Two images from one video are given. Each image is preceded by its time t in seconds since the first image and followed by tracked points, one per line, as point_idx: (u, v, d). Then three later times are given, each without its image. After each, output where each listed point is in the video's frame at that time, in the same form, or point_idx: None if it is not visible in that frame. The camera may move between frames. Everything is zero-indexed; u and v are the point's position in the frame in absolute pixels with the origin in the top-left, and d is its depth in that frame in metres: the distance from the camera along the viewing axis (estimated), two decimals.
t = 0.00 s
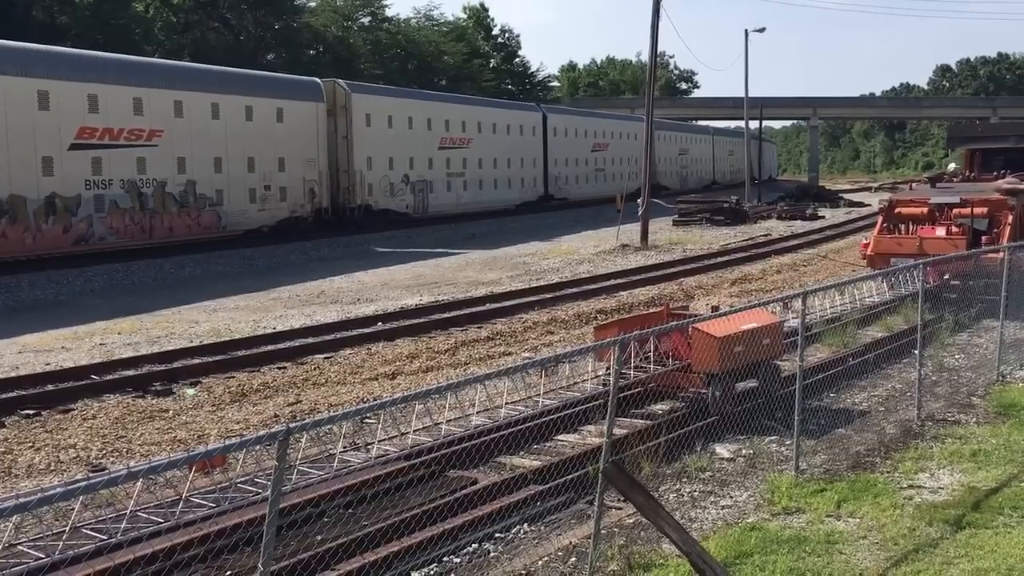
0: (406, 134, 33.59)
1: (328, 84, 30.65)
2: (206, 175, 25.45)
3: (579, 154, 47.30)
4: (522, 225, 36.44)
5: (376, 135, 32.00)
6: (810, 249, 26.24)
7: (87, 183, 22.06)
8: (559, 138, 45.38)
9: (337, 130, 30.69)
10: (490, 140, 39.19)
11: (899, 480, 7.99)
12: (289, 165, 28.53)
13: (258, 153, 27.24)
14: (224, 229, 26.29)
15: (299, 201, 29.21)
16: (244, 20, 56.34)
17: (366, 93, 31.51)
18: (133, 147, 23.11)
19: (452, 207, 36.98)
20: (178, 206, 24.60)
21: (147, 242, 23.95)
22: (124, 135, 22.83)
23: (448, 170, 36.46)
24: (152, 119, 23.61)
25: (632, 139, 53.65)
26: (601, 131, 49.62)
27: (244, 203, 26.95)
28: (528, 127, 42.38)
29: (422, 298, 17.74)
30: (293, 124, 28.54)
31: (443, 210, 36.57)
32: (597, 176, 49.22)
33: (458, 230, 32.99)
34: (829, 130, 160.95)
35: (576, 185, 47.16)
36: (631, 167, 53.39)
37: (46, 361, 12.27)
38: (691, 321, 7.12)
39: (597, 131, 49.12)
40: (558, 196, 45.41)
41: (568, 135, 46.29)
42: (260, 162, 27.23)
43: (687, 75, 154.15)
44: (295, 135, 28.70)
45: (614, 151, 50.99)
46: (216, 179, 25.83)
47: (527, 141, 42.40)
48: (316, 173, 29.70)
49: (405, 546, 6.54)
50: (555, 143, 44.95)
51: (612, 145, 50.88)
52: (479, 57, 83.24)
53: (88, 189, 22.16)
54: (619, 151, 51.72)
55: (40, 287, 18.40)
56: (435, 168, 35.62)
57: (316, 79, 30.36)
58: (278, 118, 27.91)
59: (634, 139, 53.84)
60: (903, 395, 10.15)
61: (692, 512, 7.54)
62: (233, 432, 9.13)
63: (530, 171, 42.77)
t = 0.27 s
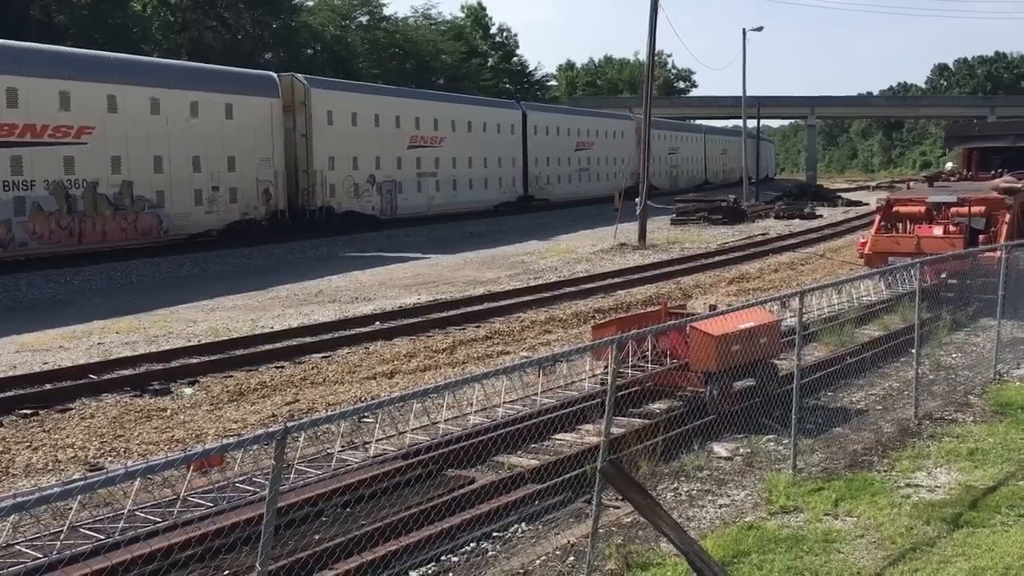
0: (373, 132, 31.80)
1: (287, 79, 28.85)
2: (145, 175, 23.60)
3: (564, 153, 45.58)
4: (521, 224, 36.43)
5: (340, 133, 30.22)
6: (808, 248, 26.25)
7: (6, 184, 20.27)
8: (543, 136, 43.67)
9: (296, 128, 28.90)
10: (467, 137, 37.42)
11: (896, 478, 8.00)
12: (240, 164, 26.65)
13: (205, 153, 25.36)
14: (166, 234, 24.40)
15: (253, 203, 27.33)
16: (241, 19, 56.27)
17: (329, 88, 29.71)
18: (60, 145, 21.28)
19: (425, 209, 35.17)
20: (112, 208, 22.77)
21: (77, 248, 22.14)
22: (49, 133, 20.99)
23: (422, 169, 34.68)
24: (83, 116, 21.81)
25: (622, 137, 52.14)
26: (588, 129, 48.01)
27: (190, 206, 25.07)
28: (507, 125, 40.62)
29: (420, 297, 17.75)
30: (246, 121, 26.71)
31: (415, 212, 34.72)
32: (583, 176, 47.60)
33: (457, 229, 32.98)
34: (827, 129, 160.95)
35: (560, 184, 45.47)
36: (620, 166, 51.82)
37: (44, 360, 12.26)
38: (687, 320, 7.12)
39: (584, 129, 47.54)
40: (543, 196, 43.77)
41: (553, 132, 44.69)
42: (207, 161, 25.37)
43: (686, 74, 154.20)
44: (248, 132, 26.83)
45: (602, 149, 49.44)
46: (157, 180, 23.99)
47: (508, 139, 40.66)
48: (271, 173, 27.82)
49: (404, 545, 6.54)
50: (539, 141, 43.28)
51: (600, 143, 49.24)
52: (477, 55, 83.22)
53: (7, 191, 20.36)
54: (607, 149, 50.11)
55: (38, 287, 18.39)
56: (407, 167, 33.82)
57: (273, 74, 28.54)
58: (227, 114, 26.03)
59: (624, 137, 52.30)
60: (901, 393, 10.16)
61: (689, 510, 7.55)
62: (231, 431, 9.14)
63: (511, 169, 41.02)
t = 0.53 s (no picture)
0: (337, 130, 29.99)
1: (242, 73, 27.12)
2: (76, 175, 21.80)
3: (547, 153, 43.93)
4: (520, 224, 36.45)
5: (300, 131, 28.44)
6: (807, 248, 26.27)
7: None
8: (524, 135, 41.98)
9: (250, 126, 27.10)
10: (440, 136, 35.67)
11: (895, 478, 8.00)
12: (185, 164, 24.84)
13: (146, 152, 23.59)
14: (100, 238, 22.63)
15: (199, 206, 25.50)
16: (240, 19, 56.19)
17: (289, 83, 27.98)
18: None
19: (393, 211, 33.36)
20: (37, 211, 20.97)
21: None
22: None
23: (390, 169, 32.90)
24: None
25: (611, 136, 50.60)
26: (573, 128, 46.38)
27: (127, 209, 23.24)
28: (485, 124, 38.88)
29: (418, 297, 17.76)
30: (193, 119, 24.93)
31: (383, 214, 32.88)
32: (566, 177, 45.96)
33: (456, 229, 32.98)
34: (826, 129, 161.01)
35: (541, 185, 43.78)
36: (607, 166, 50.23)
37: (43, 360, 12.25)
38: (686, 320, 7.11)
39: (568, 128, 45.89)
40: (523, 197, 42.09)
41: (537, 132, 43.10)
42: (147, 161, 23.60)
43: (685, 73, 154.19)
44: (195, 130, 25.03)
45: (588, 149, 47.88)
46: (89, 181, 22.15)
47: (485, 138, 38.93)
48: (220, 174, 25.99)
49: (402, 545, 6.54)
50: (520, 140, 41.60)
51: (585, 142, 47.64)
52: (476, 55, 83.22)
53: None
54: (592, 148, 48.50)
55: (37, 287, 18.38)
56: (374, 167, 32.04)
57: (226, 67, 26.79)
58: (171, 110, 24.22)
59: (611, 136, 50.75)
60: (899, 393, 10.16)
61: (688, 510, 7.56)
62: (230, 431, 9.14)
63: (488, 170, 39.27)
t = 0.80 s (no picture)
0: (297, 129, 28.43)
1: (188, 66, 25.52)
2: None
3: (528, 152, 42.45)
4: (520, 223, 36.44)
5: (254, 129, 26.88)
6: (807, 247, 26.28)
7: None
8: (502, 134, 40.51)
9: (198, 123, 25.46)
10: (410, 135, 34.13)
11: (894, 477, 8.01)
12: (124, 165, 23.17)
13: (78, 151, 21.87)
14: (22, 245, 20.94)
15: (138, 208, 23.72)
16: (240, 18, 56.17)
17: (241, 77, 26.43)
18: None
19: (359, 214, 31.78)
20: None
21: None
22: None
23: (355, 169, 31.35)
24: None
25: (596, 135, 49.15)
26: (555, 127, 44.90)
27: (57, 212, 21.59)
28: (459, 122, 37.31)
29: (418, 296, 17.77)
30: (133, 115, 23.21)
31: (348, 216, 31.21)
32: (547, 177, 44.45)
33: (455, 228, 32.96)
34: (825, 129, 160.71)
35: (521, 186, 42.30)
36: (592, 166, 48.77)
37: (42, 360, 12.25)
38: (686, 320, 7.10)
39: (551, 127, 44.43)
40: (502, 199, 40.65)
41: (516, 131, 41.63)
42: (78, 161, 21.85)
43: (684, 73, 154.26)
44: (134, 127, 23.29)
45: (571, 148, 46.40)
46: (10, 181, 20.43)
47: (460, 137, 37.41)
48: (164, 174, 24.31)
49: (401, 545, 6.54)
50: (497, 140, 40.12)
51: (568, 141, 46.17)
52: (476, 55, 83.22)
53: None
54: (577, 148, 47.03)
55: (36, 286, 18.37)
56: (337, 167, 30.45)
57: (172, 60, 25.12)
58: (108, 106, 22.49)
59: (597, 135, 49.29)
60: (899, 393, 10.15)
61: (687, 509, 7.56)
62: (230, 430, 9.13)
63: (462, 170, 37.72)
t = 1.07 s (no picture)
0: (251, 126, 26.65)
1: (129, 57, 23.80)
2: None
3: (508, 151, 40.76)
4: (519, 223, 36.42)
5: (202, 126, 25.10)
6: (807, 247, 26.27)
7: None
8: (480, 132, 38.84)
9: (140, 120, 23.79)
10: (380, 133, 32.36)
11: (894, 477, 8.01)
12: (52, 164, 21.48)
13: None
14: None
15: (69, 210, 21.97)
16: (239, 17, 56.16)
17: (188, 70, 24.66)
18: None
19: (323, 216, 29.96)
20: None
21: None
22: None
23: (319, 169, 29.55)
24: None
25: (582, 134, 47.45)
26: (537, 125, 43.12)
27: None
28: (434, 120, 35.50)
29: (418, 295, 17.77)
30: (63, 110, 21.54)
31: (310, 219, 29.42)
32: (529, 177, 42.73)
33: (454, 228, 32.94)
34: (824, 129, 160.79)
35: (501, 186, 40.56)
36: (578, 166, 47.06)
37: (41, 358, 12.24)
38: (686, 319, 7.11)
39: (533, 126, 42.71)
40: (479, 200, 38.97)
41: (496, 129, 39.90)
42: None
43: (684, 72, 154.25)
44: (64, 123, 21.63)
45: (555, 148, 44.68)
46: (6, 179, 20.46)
47: (434, 135, 35.62)
48: (98, 174, 22.54)
49: (401, 544, 6.54)
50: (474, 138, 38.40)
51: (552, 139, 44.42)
52: (476, 54, 83.26)
53: None
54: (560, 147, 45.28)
55: (35, 284, 18.36)
56: (297, 167, 28.64)
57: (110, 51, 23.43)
58: (32, 100, 20.85)
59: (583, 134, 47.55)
60: (898, 392, 10.15)
61: (687, 509, 7.56)
62: (229, 429, 9.12)
63: (438, 170, 35.94)
